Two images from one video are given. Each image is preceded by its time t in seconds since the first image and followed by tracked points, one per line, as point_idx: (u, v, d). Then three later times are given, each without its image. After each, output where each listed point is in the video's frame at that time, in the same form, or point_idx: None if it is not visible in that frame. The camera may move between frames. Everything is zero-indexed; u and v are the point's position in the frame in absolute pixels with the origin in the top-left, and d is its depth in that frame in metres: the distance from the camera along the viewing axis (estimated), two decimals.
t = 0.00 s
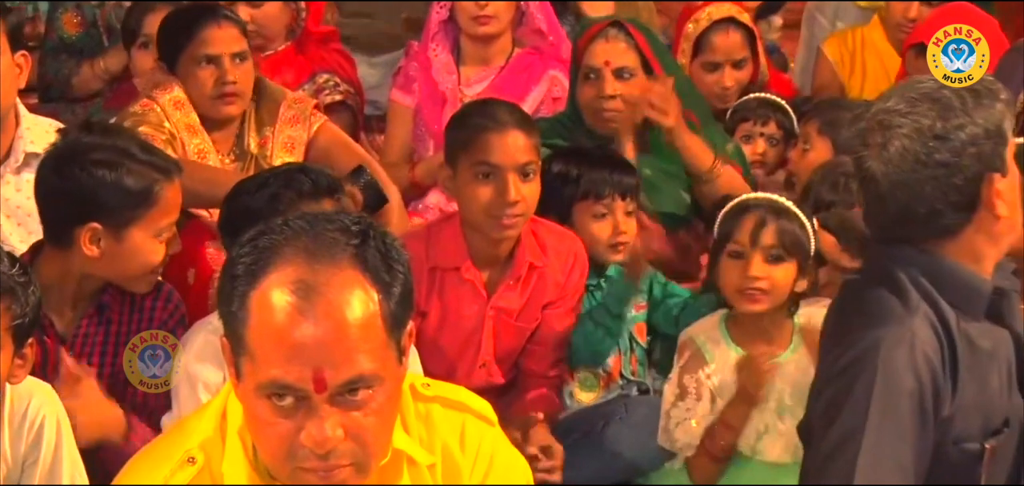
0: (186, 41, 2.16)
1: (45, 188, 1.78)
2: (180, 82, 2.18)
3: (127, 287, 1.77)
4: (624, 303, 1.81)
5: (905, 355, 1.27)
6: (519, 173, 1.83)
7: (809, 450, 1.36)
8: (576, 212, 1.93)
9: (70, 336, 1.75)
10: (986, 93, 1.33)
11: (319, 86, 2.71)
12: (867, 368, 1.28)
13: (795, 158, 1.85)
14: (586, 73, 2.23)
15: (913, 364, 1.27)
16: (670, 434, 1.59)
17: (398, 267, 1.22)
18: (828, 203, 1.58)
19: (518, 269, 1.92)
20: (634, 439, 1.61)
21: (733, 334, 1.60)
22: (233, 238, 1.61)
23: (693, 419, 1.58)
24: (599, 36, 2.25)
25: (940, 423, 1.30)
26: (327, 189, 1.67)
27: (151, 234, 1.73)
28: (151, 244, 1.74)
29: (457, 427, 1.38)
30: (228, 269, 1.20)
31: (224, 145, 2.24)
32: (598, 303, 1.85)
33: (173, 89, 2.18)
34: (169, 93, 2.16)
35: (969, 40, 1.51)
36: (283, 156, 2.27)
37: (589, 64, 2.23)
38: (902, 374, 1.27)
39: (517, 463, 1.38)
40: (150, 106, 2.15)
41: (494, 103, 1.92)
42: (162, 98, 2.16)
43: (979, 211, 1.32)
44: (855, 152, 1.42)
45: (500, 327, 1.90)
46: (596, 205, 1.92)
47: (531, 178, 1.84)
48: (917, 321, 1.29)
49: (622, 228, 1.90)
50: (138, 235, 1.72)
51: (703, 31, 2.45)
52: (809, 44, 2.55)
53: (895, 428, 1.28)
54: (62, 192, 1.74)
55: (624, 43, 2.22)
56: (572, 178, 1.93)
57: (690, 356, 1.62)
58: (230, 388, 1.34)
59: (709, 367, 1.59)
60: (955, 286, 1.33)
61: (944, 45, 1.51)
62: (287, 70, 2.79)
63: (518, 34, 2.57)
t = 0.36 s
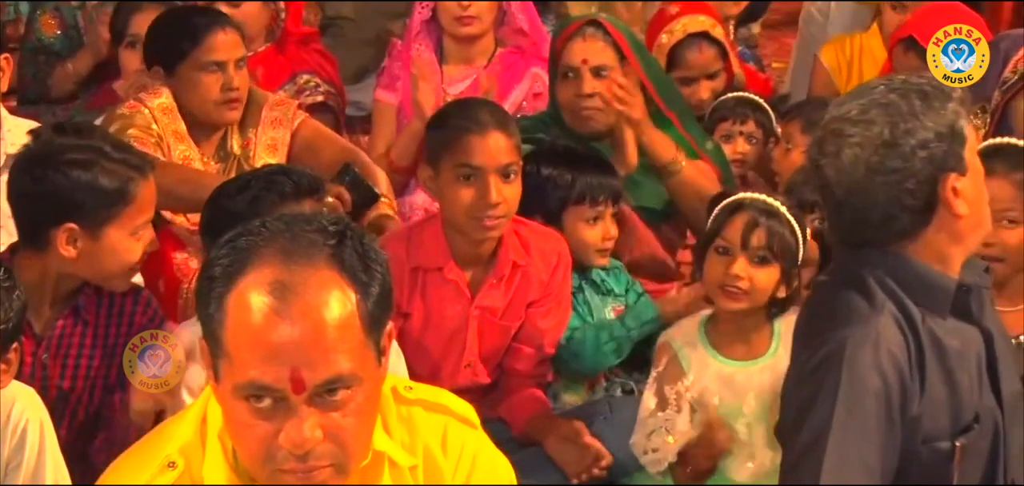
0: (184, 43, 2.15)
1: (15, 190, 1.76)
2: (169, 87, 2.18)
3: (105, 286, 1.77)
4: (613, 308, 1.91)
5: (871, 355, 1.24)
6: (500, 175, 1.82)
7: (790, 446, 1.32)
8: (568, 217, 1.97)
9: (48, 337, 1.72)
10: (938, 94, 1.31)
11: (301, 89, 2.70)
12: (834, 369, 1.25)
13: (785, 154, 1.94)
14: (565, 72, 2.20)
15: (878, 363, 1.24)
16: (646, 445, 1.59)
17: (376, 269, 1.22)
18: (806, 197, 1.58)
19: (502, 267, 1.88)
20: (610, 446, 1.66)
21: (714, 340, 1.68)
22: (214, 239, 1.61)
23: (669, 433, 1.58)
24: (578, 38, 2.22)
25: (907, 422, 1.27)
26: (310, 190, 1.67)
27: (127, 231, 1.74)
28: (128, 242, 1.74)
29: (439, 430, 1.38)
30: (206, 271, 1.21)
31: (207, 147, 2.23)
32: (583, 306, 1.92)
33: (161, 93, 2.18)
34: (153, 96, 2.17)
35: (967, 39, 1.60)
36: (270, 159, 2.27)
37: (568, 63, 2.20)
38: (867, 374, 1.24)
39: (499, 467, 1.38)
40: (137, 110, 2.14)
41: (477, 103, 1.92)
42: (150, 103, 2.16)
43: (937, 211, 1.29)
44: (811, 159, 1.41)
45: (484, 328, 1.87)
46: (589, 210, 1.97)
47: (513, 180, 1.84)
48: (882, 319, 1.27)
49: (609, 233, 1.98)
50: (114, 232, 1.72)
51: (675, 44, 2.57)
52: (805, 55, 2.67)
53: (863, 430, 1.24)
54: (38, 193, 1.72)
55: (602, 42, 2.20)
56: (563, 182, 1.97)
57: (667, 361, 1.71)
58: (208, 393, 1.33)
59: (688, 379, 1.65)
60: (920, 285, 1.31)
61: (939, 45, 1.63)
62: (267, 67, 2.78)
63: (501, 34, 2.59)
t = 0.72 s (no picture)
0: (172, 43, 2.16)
1: None
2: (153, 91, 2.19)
3: (84, 270, 1.76)
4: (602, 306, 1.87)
5: (851, 353, 1.25)
6: (483, 176, 1.82)
7: (774, 443, 1.32)
8: (560, 218, 1.95)
9: (34, 337, 1.72)
10: (916, 97, 1.28)
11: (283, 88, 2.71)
12: (815, 368, 1.26)
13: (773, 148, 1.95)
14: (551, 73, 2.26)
15: (860, 362, 1.25)
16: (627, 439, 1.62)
17: (359, 269, 1.22)
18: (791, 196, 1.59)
19: (484, 266, 1.90)
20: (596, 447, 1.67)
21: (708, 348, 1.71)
22: (197, 241, 1.60)
23: (650, 429, 1.61)
24: (565, 35, 2.27)
25: (889, 422, 1.27)
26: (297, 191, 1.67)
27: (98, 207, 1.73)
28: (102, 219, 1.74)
29: (423, 430, 1.38)
30: (187, 274, 1.20)
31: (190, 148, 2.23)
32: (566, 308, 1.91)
33: (146, 96, 2.19)
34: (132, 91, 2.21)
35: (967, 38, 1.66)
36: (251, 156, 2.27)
37: (555, 61, 2.26)
38: (849, 373, 1.24)
39: (483, 467, 1.38)
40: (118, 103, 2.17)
41: (461, 103, 1.92)
42: (136, 105, 2.16)
43: (916, 215, 1.30)
44: (793, 160, 1.40)
45: (468, 326, 1.88)
46: (580, 211, 1.95)
47: (495, 181, 1.83)
48: (864, 319, 1.27)
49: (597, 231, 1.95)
50: (87, 212, 1.72)
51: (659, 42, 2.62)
52: (796, 52, 2.68)
53: (845, 429, 1.23)
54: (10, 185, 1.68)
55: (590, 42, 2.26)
56: (558, 183, 1.96)
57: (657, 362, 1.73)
58: (192, 394, 1.33)
59: (675, 377, 1.69)
60: (903, 287, 1.31)
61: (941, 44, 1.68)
62: (247, 66, 2.78)
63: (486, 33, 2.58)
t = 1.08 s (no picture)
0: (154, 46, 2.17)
1: None
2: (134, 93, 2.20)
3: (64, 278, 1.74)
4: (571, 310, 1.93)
5: (829, 351, 1.25)
6: (463, 175, 1.82)
7: (754, 440, 1.33)
8: (542, 220, 1.98)
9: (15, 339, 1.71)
10: (897, 109, 1.28)
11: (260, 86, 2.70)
12: (794, 366, 1.26)
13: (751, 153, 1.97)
14: (540, 75, 2.21)
15: (837, 360, 1.25)
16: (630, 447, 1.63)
17: (341, 267, 1.22)
18: (771, 195, 1.59)
19: (465, 265, 1.88)
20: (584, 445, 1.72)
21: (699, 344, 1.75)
22: (177, 240, 1.61)
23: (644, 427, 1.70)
24: (553, 40, 2.23)
25: (869, 420, 1.28)
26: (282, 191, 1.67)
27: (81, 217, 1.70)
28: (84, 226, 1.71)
29: (403, 427, 1.37)
30: (168, 275, 1.20)
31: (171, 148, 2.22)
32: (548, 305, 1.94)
33: (127, 99, 2.19)
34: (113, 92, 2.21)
35: (968, 39, 1.61)
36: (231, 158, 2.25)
37: (541, 68, 2.21)
38: (827, 372, 1.24)
39: (464, 464, 1.38)
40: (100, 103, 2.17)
41: (442, 102, 1.92)
42: (117, 106, 2.16)
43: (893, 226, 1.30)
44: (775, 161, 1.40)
45: (447, 327, 1.86)
46: (565, 212, 1.99)
47: (475, 180, 1.83)
48: (844, 317, 1.28)
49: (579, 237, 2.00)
50: (68, 219, 1.69)
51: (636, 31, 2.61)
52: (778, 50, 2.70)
53: (822, 425, 1.24)
54: None
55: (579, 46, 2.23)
56: (541, 183, 1.98)
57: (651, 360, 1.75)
58: (173, 394, 1.32)
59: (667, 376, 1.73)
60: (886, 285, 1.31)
61: (941, 42, 1.63)
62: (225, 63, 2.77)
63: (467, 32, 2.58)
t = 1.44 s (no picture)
0: (139, 51, 2.16)
1: None
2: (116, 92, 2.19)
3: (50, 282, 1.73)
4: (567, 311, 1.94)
5: (808, 348, 1.25)
6: (447, 173, 1.81)
7: (734, 436, 1.33)
8: (529, 219, 2.00)
9: None
10: (897, 123, 1.27)
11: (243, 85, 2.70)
12: (773, 362, 1.26)
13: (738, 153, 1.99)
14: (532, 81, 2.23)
15: (816, 357, 1.25)
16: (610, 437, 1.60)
17: (326, 263, 1.22)
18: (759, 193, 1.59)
19: (449, 263, 1.88)
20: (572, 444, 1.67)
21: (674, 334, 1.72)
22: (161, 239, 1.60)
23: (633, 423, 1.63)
24: (548, 48, 2.23)
25: (848, 419, 1.28)
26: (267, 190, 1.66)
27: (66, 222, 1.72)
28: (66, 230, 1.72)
29: (387, 427, 1.37)
30: (152, 274, 1.19)
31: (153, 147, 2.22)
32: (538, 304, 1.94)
33: (107, 101, 2.17)
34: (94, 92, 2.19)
35: (968, 39, 1.69)
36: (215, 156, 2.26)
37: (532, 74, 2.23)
38: (806, 368, 1.24)
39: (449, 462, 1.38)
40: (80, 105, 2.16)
41: (425, 99, 1.92)
42: (98, 109, 2.15)
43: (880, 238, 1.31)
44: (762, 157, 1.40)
45: (431, 323, 1.87)
46: (553, 210, 2.01)
47: (459, 178, 1.83)
48: (824, 316, 1.28)
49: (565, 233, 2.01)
50: (52, 225, 1.70)
51: (623, 22, 2.62)
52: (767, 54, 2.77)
53: (800, 422, 1.24)
54: None
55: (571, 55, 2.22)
56: (529, 182, 1.99)
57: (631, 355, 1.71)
58: (157, 393, 1.32)
59: (649, 369, 1.69)
60: (863, 285, 1.32)
61: (944, 42, 1.71)
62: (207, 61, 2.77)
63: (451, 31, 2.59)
